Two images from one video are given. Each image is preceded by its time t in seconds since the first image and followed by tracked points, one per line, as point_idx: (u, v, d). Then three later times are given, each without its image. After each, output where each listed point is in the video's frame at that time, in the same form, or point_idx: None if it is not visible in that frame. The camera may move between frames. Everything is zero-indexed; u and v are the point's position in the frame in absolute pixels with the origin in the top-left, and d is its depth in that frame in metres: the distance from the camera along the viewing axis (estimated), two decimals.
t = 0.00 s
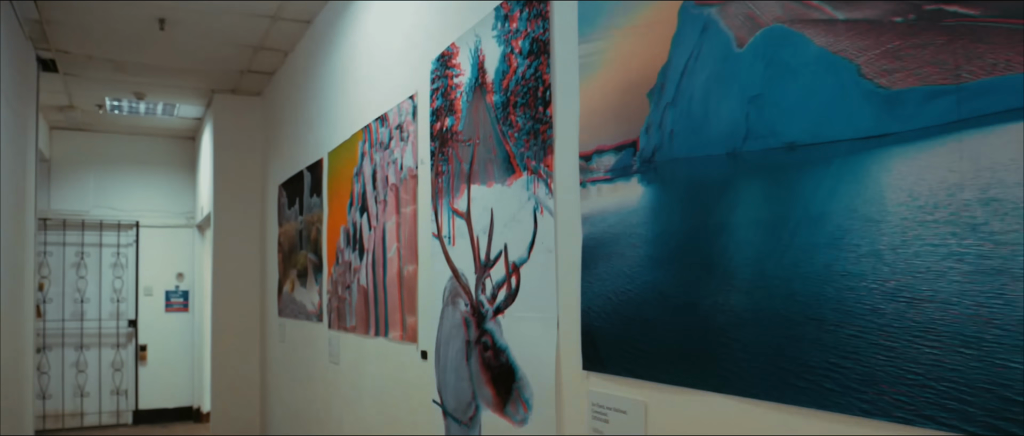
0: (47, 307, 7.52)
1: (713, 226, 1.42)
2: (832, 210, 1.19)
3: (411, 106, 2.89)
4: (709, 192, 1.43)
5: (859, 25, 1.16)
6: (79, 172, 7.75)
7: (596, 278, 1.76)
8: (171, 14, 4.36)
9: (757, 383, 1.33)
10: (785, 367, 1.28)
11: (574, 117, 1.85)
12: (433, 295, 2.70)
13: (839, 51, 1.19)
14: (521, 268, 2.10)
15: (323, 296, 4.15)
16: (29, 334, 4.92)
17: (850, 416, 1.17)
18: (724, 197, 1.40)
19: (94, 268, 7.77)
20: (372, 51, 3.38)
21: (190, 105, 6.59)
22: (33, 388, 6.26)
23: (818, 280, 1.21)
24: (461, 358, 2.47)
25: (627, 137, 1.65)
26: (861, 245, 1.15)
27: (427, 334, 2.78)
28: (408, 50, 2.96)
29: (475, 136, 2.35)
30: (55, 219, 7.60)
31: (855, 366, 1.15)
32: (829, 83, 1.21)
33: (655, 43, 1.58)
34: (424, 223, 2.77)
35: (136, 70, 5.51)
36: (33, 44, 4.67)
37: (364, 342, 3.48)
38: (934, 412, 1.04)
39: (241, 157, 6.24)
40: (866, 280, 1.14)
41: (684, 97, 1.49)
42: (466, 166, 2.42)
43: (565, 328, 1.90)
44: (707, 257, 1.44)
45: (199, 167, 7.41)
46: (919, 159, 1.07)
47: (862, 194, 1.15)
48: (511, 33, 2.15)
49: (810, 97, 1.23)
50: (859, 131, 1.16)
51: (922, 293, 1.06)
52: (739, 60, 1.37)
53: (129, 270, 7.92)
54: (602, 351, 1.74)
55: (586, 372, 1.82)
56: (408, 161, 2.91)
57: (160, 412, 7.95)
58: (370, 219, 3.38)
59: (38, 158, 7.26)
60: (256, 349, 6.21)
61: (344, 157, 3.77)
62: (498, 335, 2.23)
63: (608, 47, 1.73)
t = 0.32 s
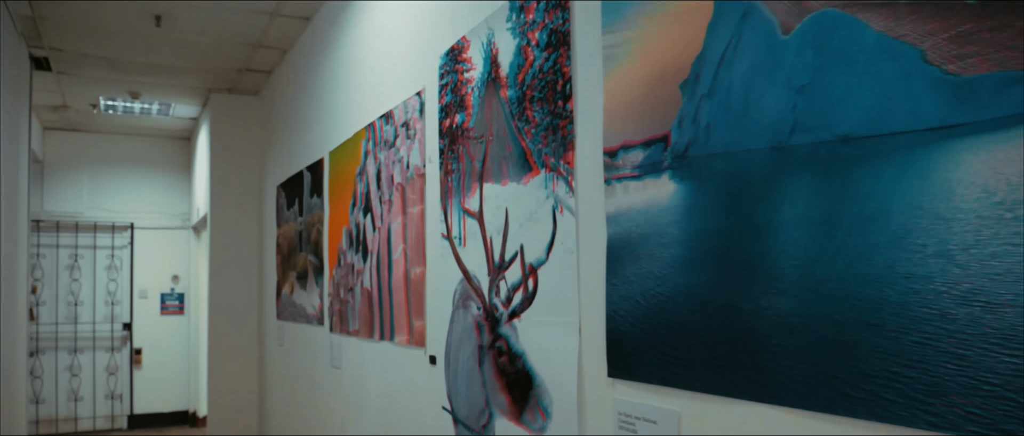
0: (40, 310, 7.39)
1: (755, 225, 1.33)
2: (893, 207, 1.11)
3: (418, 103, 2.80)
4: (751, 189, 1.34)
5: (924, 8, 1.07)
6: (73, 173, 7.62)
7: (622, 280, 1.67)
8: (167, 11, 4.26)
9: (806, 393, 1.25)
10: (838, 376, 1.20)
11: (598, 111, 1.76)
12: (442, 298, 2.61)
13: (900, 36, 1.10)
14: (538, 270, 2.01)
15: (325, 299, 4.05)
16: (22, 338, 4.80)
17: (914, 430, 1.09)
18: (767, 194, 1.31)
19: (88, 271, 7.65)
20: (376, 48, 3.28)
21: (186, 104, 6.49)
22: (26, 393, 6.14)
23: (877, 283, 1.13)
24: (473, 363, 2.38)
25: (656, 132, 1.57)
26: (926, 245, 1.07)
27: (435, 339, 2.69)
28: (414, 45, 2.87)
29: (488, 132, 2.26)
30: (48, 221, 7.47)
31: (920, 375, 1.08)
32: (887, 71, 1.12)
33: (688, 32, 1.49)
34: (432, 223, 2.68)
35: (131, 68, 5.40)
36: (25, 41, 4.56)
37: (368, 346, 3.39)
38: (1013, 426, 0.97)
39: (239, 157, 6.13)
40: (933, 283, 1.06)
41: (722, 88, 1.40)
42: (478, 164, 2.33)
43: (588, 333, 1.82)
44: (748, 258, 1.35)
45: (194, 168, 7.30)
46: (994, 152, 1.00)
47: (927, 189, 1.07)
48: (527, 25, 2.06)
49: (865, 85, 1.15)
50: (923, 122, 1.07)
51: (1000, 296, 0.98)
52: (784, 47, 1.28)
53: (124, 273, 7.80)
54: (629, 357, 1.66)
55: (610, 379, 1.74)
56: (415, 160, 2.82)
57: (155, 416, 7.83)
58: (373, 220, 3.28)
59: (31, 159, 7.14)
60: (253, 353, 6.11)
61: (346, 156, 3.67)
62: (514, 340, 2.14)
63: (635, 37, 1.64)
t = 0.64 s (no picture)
0: (35, 314, 7.27)
1: (804, 227, 1.25)
2: (965, 207, 1.03)
3: (427, 101, 2.71)
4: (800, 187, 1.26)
5: None
6: (68, 175, 7.50)
7: (652, 285, 1.59)
8: (165, 8, 4.15)
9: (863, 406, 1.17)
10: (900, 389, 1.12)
11: (626, 107, 1.68)
12: (453, 302, 2.51)
13: (973, 22, 1.02)
14: (558, 274, 1.92)
15: (327, 302, 3.95)
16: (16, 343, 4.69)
17: None
18: (817, 193, 1.23)
19: (83, 274, 7.52)
20: (381, 45, 3.19)
21: (183, 104, 6.38)
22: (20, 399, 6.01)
23: (946, 289, 1.06)
24: (486, 371, 2.28)
25: (692, 128, 1.49)
26: (1004, 248, 1.00)
27: (445, 345, 2.59)
28: (423, 41, 2.78)
29: (502, 130, 2.18)
30: (43, 223, 7.35)
31: (995, 389, 1.01)
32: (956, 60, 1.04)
33: (726, 22, 1.41)
34: (442, 225, 2.59)
35: (128, 68, 5.30)
36: (19, 39, 4.45)
37: (374, 351, 3.28)
38: None
39: (238, 158, 6.03)
40: (1012, 289, 0.99)
41: (765, 81, 1.32)
42: (492, 163, 2.24)
43: (613, 339, 1.72)
44: (796, 261, 1.27)
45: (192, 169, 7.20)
46: None
47: (1005, 188, 0.99)
48: (546, 18, 1.97)
49: (930, 76, 1.07)
50: (999, 115, 1.00)
51: None
52: (836, 36, 1.20)
53: (120, 276, 7.69)
54: (660, 366, 1.57)
55: (639, 389, 1.65)
56: (424, 159, 2.73)
57: (152, 421, 7.73)
58: (379, 222, 3.18)
59: (26, 161, 7.01)
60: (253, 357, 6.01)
61: (350, 156, 3.58)
62: (532, 347, 2.04)
63: (667, 29, 1.56)
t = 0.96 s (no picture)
0: (34, 316, 7.18)
1: (861, 223, 1.17)
2: None
3: (439, 94, 2.62)
4: (857, 180, 1.17)
5: None
6: (65, 175, 7.39)
7: (686, 286, 1.50)
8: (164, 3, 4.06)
9: (928, 419, 1.09)
10: (972, 400, 1.04)
11: (658, 97, 1.60)
12: (466, 303, 2.41)
13: None
14: (581, 274, 1.82)
15: (331, 303, 3.85)
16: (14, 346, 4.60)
17: None
18: (877, 187, 1.15)
19: (82, 275, 7.41)
20: (388, 38, 3.10)
21: (183, 103, 6.28)
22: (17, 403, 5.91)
23: None
24: (501, 375, 2.17)
25: (732, 119, 1.42)
26: None
27: (457, 348, 2.48)
28: (433, 33, 2.69)
29: (521, 124, 2.10)
30: (41, 224, 7.25)
31: None
32: None
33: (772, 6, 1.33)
34: (455, 223, 2.50)
35: (126, 65, 5.20)
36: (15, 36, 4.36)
37: (380, 354, 3.16)
38: None
39: (239, 156, 5.93)
40: None
41: (817, 68, 1.24)
42: (509, 159, 2.16)
43: (643, 343, 1.62)
44: (851, 261, 1.18)
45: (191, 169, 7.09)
46: None
47: None
48: (568, 5, 1.90)
49: (1012, 59, 1.00)
50: None
51: None
52: (901, 18, 1.12)
53: (119, 277, 7.58)
54: (695, 372, 1.47)
55: (672, 396, 1.54)
56: (435, 155, 2.64)
57: (153, 424, 7.63)
58: (386, 220, 3.08)
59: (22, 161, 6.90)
60: (255, 359, 5.91)
61: (355, 153, 3.48)
62: (552, 350, 1.92)
63: (704, 16, 1.48)
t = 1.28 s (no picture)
0: (32, 313, 7.09)
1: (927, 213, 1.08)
2: None
3: (451, 83, 2.53)
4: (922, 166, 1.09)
5: None
6: (63, 170, 7.29)
7: (725, 281, 1.41)
8: None
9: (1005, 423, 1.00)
10: None
11: (694, 81, 1.51)
12: (480, 300, 2.31)
13: None
14: (607, 269, 1.73)
15: (337, 300, 3.76)
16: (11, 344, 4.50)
17: None
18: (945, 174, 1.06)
19: (81, 272, 7.32)
20: (397, 26, 3.01)
21: (183, 96, 6.19)
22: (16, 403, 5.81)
23: None
24: (518, 374, 2.07)
25: (777, 103, 1.33)
26: None
27: (471, 346, 2.38)
28: (444, 19, 2.60)
29: (541, 112, 2.01)
30: (39, 221, 7.14)
31: None
32: None
33: None
34: (468, 216, 2.41)
35: (125, 57, 5.10)
36: (10, 26, 4.26)
37: (388, 352, 3.07)
38: None
39: (241, 150, 5.84)
40: None
41: (875, 45, 1.16)
42: (528, 148, 2.07)
43: (676, 342, 1.52)
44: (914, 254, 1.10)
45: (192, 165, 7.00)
46: None
47: None
48: None
49: None
50: None
51: None
52: None
53: (118, 274, 7.49)
54: (735, 373, 1.38)
55: (709, 398, 1.45)
56: (447, 146, 2.55)
57: (153, 423, 7.55)
58: (395, 214, 2.98)
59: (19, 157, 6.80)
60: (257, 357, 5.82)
61: (362, 145, 3.39)
62: (576, 349, 1.82)
63: None
